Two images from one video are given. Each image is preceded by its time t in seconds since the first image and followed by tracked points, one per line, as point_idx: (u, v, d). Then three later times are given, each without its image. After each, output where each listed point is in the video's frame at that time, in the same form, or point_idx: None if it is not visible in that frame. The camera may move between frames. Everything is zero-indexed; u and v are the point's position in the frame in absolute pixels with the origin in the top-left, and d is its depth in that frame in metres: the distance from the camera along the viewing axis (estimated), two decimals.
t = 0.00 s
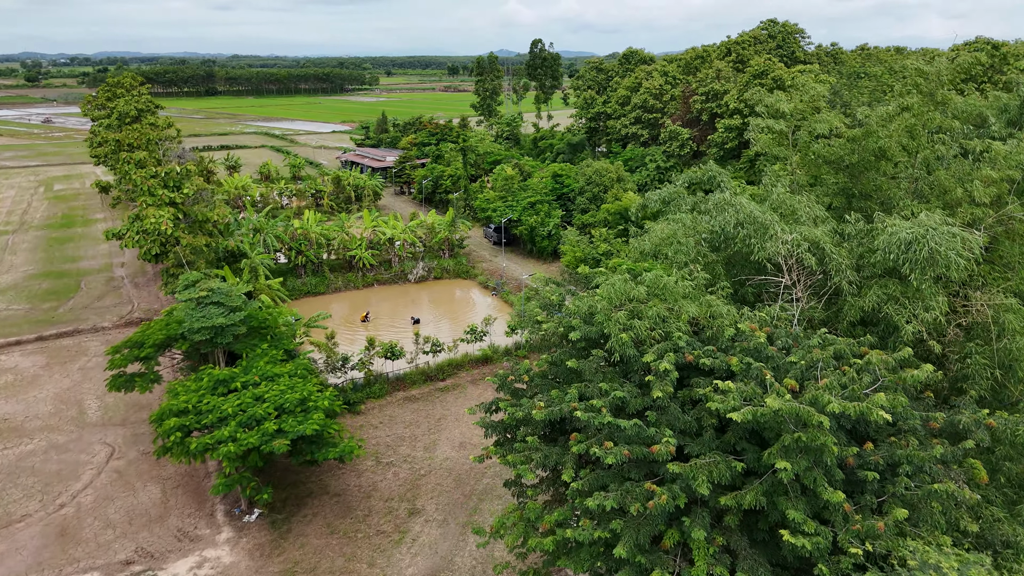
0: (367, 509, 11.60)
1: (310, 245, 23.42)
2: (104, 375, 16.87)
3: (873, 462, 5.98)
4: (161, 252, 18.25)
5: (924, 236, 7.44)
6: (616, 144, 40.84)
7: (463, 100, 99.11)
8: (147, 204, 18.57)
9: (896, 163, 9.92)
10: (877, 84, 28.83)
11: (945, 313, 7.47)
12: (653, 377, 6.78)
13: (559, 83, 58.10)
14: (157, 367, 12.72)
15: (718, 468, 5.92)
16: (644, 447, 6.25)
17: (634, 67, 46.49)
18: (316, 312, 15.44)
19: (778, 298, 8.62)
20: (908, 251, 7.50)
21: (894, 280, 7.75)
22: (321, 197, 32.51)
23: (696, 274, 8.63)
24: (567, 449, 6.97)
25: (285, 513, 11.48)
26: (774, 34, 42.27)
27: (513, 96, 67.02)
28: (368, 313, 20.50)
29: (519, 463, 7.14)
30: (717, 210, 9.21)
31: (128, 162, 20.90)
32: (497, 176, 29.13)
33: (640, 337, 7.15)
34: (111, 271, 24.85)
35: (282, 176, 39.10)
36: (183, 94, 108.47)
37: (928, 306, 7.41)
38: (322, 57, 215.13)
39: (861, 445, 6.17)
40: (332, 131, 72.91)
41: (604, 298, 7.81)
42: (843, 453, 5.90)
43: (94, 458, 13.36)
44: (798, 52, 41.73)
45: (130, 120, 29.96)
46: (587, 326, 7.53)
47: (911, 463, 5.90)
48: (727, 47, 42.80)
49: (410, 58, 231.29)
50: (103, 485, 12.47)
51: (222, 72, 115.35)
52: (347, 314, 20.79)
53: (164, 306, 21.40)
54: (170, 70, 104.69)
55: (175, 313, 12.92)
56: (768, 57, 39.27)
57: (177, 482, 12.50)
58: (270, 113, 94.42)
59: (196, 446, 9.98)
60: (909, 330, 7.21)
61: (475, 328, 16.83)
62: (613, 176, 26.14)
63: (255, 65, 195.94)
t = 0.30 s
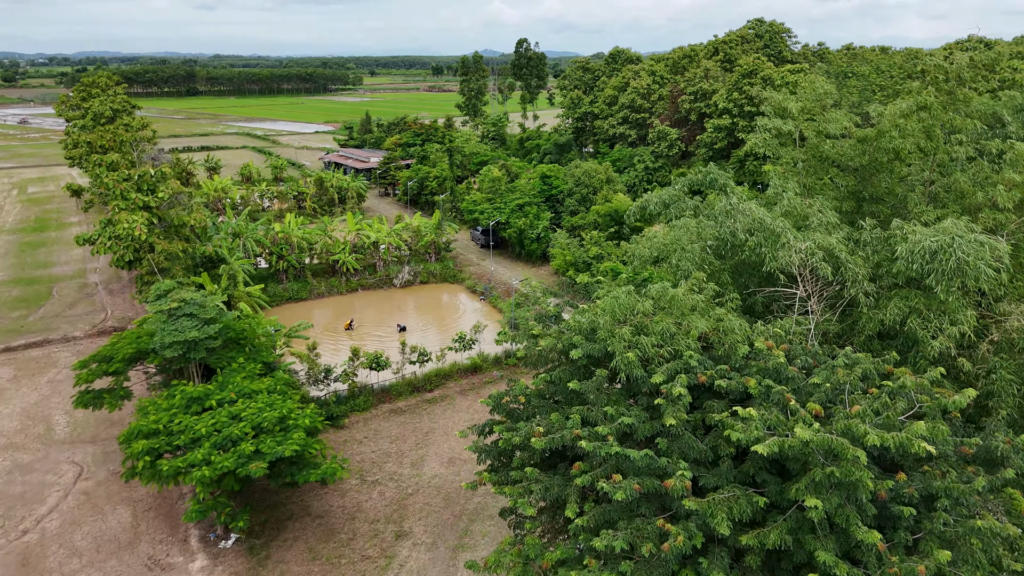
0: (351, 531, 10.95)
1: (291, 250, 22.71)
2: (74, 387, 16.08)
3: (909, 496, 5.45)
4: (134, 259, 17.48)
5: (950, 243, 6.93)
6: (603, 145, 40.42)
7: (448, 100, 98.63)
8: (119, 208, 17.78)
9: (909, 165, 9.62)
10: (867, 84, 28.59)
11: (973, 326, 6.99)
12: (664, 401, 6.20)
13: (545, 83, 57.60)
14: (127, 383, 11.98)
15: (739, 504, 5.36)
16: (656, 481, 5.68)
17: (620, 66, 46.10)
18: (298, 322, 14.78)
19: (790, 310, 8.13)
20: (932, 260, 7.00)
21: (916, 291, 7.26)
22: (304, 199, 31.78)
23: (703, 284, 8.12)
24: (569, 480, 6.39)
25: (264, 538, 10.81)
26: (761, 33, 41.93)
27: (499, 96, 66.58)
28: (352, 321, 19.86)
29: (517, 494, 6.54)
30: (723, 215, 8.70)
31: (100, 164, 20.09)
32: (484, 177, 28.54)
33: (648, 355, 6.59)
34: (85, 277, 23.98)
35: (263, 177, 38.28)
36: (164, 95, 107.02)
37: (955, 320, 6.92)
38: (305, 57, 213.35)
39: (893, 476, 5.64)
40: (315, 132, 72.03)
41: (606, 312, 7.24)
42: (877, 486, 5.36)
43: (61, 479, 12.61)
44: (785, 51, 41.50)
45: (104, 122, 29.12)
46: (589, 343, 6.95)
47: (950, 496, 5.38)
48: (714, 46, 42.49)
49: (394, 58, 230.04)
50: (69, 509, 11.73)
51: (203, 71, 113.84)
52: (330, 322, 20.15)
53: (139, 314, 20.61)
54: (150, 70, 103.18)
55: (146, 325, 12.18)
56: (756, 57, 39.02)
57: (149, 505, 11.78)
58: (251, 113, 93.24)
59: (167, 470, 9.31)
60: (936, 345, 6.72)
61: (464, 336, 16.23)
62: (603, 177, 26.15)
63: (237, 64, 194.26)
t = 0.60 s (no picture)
0: (330, 558, 10.28)
1: (266, 255, 21.90)
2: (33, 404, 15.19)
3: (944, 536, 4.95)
4: (98, 267, 16.61)
5: (974, 252, 6.44)
6: (584, 144, 39.98)
7: (426, 100, 97.81)
8: (81, 213, 16.88)
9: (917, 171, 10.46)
10: (851, 83, 28.36)
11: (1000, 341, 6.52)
12: (673, 429, 5.65)
13: (524, 82, 57.04)
14: (86, 402, 11.19)
15: (762, 548, 4.81)
16: (668, 522, 5.13)
17: (601, 65, 45.70)
18: (271, 334, 14.06)
19: (798, 324, 7.66)
20: (954, 270, 6.51)
21: (936, 304, 6.81)
22: (279, 202, 30.91)
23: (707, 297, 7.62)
24: (568, 517, 5.82)
25: (235, 567, 10.10)
26: (741, 32, 41.68)
27: (478, 96, 65.97)
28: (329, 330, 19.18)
29: (511, 533, 5.95)
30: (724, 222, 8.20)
31: (62, 167, 19.15)
32: (465, 179, 27.92)
33: (653, 378, 6.04)
34: (48, 285, 22.95)
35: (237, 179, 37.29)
36: (136, 95, 104.98)
37: (980, 336, 6.46)
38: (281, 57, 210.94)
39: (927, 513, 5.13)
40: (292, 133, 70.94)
41: (605, 329, 6.68)
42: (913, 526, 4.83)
43: (17, 504, 11.78)
44: (766, 50, 41.33)
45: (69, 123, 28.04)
46: (588, 364, 6.39)
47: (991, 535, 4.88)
48: (695, 45, 42.25)
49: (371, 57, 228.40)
50: (25, 539, 10.91)
51: (176, 71, 111.81)
52: (306, 332, 19.47)
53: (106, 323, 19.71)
54: (121, 69, 101.10)
55: (105, 341, 11.38)
56: (737, 56, 38.80)
57: (112, 533, 11.00)
58: (226, 114, 91.67)
59: (127, 501, 8.58)
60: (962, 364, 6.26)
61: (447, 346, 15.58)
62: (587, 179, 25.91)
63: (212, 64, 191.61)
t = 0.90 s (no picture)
0: None
1: (243, 260, 21.10)
2: None
3: None
4: (64, 275, 15.78)
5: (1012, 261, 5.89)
6: (570, 145, 39.49)
7: (408, 101, 97.04)
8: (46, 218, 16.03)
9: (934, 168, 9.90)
10: (839, 82, 28.15)
11: None
12: (692, 465, 5.09)
13: (507, 82, 56.45)
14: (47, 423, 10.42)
15: None
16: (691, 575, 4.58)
17: (586, 65, 45.24)
18: (247, 347, 13.36)
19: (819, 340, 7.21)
20: (990, 280, 5.96)
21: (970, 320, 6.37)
22: (258, 205, 30.07)
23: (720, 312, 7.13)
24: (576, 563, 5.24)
25: None
26: (726, 32, 41.35)
27: (461, 96, 65.37)
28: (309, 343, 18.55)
29: None
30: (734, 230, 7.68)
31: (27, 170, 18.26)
32: (449, 180, 27.28)
33: (666, 405, 5.47)
34: (15, 293, 21.98)
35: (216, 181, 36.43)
36: (112, 95, 103.22)
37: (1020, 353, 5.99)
38: (262, 57, 209.21)
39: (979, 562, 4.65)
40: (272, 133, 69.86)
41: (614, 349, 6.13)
42: None
43: None
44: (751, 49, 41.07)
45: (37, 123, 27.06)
46: (594, 390, 5.84)
47: None
48: (680, 44, 41.92)
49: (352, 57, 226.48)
50: None
51: (154, 71, 110.16)
52: (285, 345, 18.84)
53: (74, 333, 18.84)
54: (97, 69, 99.40)
55: (67, 357, 10.60)
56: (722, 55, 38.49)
57: (76, 564, 10.25)
58: (204, 114, 90.34)
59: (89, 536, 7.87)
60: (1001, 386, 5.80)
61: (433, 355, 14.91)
62: (575, 180, 25.46)
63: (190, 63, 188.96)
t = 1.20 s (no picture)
0: None
1: (220, 266, 20.30)
2: None
3: None
4: (28, 285, 14.94)
5: None
6: (555, 145, 38.92)
7: (391, 101, 96.10)
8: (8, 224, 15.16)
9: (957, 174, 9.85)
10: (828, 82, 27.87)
11: None
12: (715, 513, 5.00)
13: (491, 82, 55.68)
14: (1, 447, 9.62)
15: None
16: None
17: (571, 64, 44.67)
18: (222, 362, 12.71)
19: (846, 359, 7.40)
20: None
21: (1003, 338, 6.67)
22: (236, 208, 29.19)
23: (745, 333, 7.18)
24: None
25: None
26: (711, 31, 40.92)
27: (444, 96, 64.61)
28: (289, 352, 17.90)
29: None
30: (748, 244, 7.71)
31: None
32: (434, 182, 26.60)
33: (686, 440, 5.47)
34: None
35: (193, 184, 35.49)
36: (89, 95, 101.35)
37: None
38: (243, 58, 207.29)
39: None
40: (251, 133, 68.61)
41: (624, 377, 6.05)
42: None
43: None
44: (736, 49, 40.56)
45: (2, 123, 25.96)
46: (604, 425, 5.72)
47: None
48: (665, 43, 41.48)
49: (334, 57, 224.88)
50: None
51: (131, 71, 108.33)
52: (262, 355, 18.16)
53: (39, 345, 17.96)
54: (73, 69, 97.73)
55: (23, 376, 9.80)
56: (709, 54, 38.09)
57: None
58: (182, 115, 88.81)
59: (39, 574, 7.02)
60: None
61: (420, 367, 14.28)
62: (562, 182, 24.94)
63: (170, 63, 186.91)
